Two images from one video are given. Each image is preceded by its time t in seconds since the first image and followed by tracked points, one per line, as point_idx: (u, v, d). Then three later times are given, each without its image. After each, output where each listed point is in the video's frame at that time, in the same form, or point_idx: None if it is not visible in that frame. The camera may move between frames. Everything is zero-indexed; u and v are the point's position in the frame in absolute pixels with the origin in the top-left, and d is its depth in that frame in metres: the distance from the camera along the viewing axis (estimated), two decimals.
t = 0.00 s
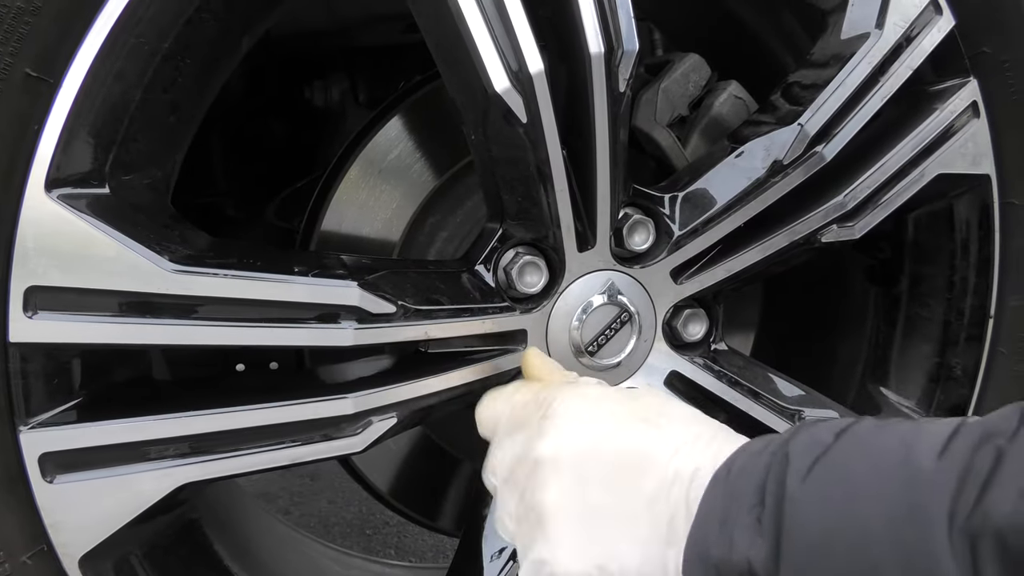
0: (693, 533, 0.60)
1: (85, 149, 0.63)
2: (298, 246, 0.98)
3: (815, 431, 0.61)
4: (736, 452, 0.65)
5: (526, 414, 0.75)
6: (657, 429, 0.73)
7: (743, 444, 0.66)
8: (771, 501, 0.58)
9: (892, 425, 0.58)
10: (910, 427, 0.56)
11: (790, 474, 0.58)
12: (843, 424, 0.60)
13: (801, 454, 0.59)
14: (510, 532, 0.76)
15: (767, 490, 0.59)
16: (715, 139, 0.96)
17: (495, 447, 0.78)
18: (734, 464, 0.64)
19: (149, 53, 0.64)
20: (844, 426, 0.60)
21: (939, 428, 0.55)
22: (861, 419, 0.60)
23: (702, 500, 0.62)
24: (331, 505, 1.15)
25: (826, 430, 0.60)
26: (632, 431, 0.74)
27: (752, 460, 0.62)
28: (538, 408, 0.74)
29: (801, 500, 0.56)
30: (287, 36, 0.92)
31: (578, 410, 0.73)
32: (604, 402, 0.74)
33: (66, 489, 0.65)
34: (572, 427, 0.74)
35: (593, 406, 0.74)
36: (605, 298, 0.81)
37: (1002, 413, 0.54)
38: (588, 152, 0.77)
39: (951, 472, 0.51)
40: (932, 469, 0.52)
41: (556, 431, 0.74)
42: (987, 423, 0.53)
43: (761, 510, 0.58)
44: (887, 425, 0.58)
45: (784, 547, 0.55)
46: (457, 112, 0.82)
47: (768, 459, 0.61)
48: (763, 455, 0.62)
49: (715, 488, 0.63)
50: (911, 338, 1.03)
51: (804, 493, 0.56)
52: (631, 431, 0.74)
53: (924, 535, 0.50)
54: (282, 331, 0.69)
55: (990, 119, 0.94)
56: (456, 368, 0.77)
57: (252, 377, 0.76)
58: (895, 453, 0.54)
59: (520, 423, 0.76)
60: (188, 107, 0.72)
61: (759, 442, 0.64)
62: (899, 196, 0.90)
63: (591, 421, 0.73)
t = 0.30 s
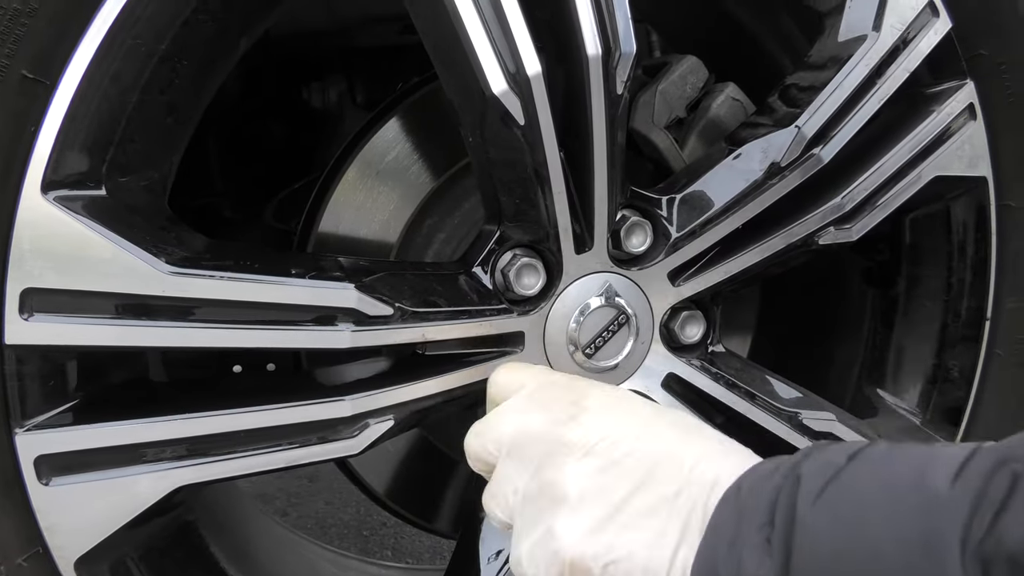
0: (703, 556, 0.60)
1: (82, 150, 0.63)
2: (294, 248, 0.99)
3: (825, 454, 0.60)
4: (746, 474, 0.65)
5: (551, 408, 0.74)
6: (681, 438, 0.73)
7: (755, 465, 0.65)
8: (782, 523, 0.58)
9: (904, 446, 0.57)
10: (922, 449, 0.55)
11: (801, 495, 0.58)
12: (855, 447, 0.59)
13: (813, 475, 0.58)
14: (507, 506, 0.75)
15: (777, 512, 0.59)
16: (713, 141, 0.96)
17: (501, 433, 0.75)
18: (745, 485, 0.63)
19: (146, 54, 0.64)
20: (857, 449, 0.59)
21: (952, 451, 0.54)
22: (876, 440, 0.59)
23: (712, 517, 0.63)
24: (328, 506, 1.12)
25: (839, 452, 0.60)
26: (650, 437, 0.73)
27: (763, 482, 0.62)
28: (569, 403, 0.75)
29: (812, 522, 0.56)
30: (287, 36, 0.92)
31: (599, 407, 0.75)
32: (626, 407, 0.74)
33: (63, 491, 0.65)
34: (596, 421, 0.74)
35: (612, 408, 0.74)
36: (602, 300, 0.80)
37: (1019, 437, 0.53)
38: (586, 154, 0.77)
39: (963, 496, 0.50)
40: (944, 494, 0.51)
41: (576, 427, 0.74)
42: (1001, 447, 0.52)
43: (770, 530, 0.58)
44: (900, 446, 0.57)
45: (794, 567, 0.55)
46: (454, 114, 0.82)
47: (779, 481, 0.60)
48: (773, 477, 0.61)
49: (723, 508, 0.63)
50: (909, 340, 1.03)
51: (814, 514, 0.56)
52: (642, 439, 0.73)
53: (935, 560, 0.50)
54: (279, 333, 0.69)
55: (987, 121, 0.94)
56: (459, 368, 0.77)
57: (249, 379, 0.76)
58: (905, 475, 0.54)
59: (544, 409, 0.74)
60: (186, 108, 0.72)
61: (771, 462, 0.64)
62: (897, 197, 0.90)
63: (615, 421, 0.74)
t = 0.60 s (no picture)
0: None
1: (78, 152, 0.63)
2: (292, 249, 0.97)
3: (817, 471, 0.58)
4: (733, 491, 0.63)
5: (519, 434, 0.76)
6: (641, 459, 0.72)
7: (743, 481, 0.63)
8: (774, 548, 0.55)
9: (902, 465, 0.55)
10: (922, 471, 0.54)
11: (798, 519, 0.55)
12: (851, 463, 0.57)
13: (809, 496, 0.56)
14: (490, 546, 0.75)
15: (770, 532, 0.56)
16: (712, 143, 0.96)
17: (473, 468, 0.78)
18: (734, 506, 0.61)
19: (143, 55, 0.64)
20: (852, 465, 0.57)
21: (954, 472, 0.53)
22: (870, 455, 0.58)
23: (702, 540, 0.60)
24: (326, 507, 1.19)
25: (834, 470, 0.58)
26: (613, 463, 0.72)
27: (753, 500, 0.59)
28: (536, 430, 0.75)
29: (809, 547, 0.53)
30: (278, 39, 0.92)
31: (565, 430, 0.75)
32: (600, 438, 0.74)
33: (59, 494, 0.65)
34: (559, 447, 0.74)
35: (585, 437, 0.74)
36: (601, 302, 0.81)
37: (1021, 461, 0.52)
38: (583, 156, 0.77)
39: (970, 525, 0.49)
40: (952, 521, 0.50)
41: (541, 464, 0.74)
42: (1005, 469, 0.52)
43: (766, 557, 0.54)
44: (897, 464, 0.55)
45: None
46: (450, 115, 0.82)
47: (772, 501, 0.58)
48: (764, 496, 0.59)
49: (714, 532, 0.60)
50: (907, 343, 1.03)
51: (811, 541, 0.53)
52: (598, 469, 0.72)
53: None
54: (276, 335, 0.69)
55: (984, 123, 0.94)
56: (457, 371, 0.77)
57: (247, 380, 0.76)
58: (910, 499, 0.52)
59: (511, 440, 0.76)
60: (183, 109, 0.70)
61: (759, 478, 0.62)
62: (894, 199, 0.90)
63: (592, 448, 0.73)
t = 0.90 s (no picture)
0: (674, 551, 0.58)
1: (69, 152, 0.62)
2: (286, 251, 0.97)
3: (795, 439, 0.58)
4: (712, 460, 0.63)
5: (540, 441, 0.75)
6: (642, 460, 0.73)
7: (721, 451, 0.63)
8: (751, 520, 0.56)
9: (877, 430, 0.55)
10: (898, 437, 0.54)
11: (774, 489, 0.55)
12: (825, 433, 0.57)
13: (786, 467, 0.56)
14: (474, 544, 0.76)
15: (747, 499, 0.57)
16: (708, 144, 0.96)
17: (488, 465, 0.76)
18: (712, 476, 0.61)
19: (135, 55, 0.64)
20: (828, 435, 0.57)
21: (929, 438, 0.53)
22: (846, 424, 0.58)
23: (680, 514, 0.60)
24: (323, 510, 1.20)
25: (810, 439, 0.57)
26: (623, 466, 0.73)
27: (729, 470, 0.60)
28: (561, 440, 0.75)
29: (784, 519, 0.54)
30: (276, 40, 0.92)
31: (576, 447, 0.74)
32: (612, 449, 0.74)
33: (49, 497, 0.64)
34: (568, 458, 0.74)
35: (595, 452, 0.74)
36: (596, 304, 0.80)
37: (996, 426, 0.52)
38: (578, 156, 0.76)
39: (942, 495, 0.50)
40: (925, 491, 0.50)
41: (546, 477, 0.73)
42: (979, 437, 0.52)
43: (743, 529, 0.56)
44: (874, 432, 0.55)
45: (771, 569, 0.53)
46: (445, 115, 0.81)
47: (749, 473, 0.58)
48: (740, 466, 0.59)
49: (692, 504, 0.60)
50: (905, 344, 1.03)
51: (787, 513, 0.54)
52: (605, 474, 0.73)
53: (919, 563, 0.49)
54: (269, 337, 0.68)
55: (982, 124, 0.94)
56: (450, 373, 0.76)
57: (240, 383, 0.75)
58: (883, 466, 0.52)
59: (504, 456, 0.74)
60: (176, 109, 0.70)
61: (737, 448, 0.62)
62: (891, 200, 0.89)
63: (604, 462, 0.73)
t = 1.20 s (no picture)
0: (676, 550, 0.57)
1: (66, 150, 0.62)
2: (285, 249, 0.97)
3: (804, 439, 0.56)
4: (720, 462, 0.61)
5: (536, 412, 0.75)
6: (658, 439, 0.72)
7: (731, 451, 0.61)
8: (757, 515, 0.54)
9: (884, 430, 0.53)
10: (902, 436, 0.52)
11: (780, 485, 0.53)
12: (833, 431, 0.55)
13: (793, 463, 0.54)
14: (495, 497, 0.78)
15: (754, 496, 0.55)
16: (708, 142, 0.95)
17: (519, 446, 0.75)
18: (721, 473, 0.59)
19: (132, 52, 0.63)
20: (835, 434, 0.55)
21: (934, 436, 0.51)
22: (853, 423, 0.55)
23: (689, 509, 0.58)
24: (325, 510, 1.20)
25: (818, 438, 0.55)
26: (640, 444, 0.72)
27: (739, 467, 0.58)
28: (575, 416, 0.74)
29: (790, 514, 0.52)
30: (273, 40, 0.92)
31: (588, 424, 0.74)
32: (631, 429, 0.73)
33: (47, 496, 0.64)
34: (580, 433, 0.73)
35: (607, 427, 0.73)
36: (597, 301, 0.80)
37: (1002, 424, 0.50)
38: (578, 154, 0.76)
39: (944, 490, 0.47)
40: (927, 485, 0.48)
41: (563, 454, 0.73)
42: (985, 435, 0.50)
43: (750, 521, 0.54)
44: (880, 431, 0.53)
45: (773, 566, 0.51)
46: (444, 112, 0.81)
47: (756, 469, 0.56)
48: (748, 465, 0.57)
49: (701, 500, 0.58)
50: (908, 342, 1.02)
51: (794, 506, 0.52)
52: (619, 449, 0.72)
53: (919, 558, 0.47)
54: (269, 335, 0.68)
55: (984, 121, 0.93)
56: (449, 372, 0.76)
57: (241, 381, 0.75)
58: (888, 463, 0.50)
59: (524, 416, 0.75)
60: (173, 107, 0.69)
61: (745, 448, 0.60)
62: (892, 197, 0.89)
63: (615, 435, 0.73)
